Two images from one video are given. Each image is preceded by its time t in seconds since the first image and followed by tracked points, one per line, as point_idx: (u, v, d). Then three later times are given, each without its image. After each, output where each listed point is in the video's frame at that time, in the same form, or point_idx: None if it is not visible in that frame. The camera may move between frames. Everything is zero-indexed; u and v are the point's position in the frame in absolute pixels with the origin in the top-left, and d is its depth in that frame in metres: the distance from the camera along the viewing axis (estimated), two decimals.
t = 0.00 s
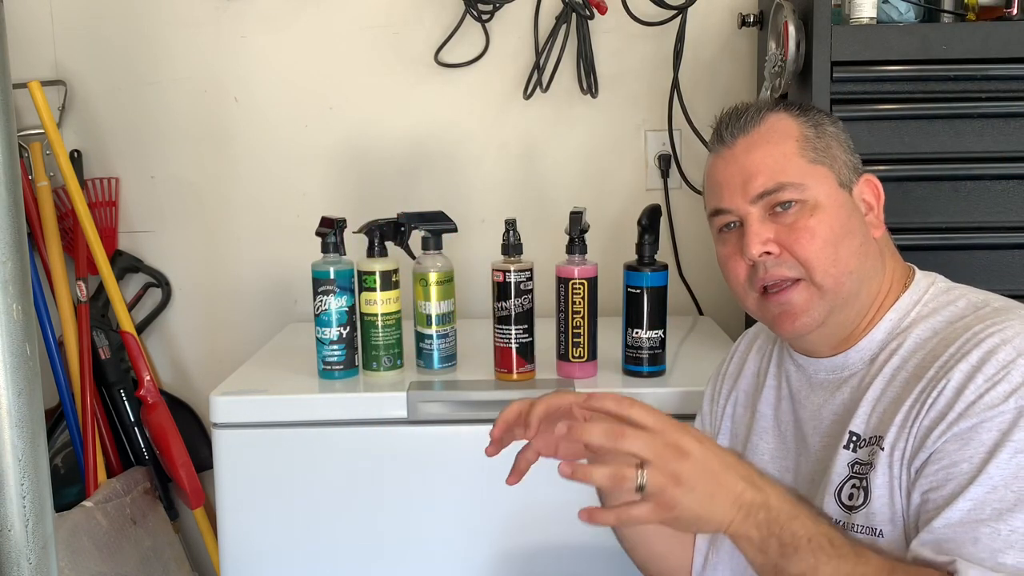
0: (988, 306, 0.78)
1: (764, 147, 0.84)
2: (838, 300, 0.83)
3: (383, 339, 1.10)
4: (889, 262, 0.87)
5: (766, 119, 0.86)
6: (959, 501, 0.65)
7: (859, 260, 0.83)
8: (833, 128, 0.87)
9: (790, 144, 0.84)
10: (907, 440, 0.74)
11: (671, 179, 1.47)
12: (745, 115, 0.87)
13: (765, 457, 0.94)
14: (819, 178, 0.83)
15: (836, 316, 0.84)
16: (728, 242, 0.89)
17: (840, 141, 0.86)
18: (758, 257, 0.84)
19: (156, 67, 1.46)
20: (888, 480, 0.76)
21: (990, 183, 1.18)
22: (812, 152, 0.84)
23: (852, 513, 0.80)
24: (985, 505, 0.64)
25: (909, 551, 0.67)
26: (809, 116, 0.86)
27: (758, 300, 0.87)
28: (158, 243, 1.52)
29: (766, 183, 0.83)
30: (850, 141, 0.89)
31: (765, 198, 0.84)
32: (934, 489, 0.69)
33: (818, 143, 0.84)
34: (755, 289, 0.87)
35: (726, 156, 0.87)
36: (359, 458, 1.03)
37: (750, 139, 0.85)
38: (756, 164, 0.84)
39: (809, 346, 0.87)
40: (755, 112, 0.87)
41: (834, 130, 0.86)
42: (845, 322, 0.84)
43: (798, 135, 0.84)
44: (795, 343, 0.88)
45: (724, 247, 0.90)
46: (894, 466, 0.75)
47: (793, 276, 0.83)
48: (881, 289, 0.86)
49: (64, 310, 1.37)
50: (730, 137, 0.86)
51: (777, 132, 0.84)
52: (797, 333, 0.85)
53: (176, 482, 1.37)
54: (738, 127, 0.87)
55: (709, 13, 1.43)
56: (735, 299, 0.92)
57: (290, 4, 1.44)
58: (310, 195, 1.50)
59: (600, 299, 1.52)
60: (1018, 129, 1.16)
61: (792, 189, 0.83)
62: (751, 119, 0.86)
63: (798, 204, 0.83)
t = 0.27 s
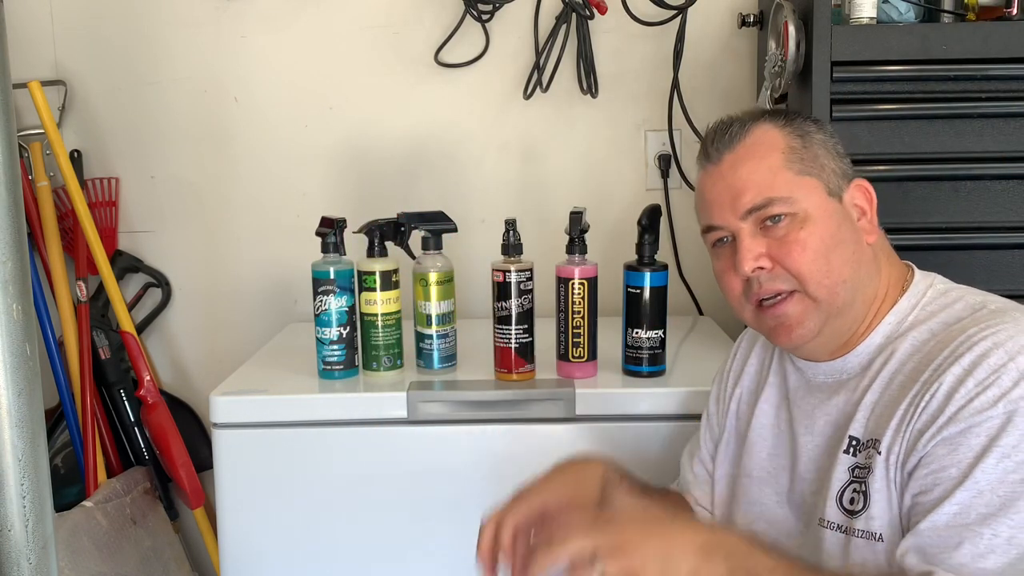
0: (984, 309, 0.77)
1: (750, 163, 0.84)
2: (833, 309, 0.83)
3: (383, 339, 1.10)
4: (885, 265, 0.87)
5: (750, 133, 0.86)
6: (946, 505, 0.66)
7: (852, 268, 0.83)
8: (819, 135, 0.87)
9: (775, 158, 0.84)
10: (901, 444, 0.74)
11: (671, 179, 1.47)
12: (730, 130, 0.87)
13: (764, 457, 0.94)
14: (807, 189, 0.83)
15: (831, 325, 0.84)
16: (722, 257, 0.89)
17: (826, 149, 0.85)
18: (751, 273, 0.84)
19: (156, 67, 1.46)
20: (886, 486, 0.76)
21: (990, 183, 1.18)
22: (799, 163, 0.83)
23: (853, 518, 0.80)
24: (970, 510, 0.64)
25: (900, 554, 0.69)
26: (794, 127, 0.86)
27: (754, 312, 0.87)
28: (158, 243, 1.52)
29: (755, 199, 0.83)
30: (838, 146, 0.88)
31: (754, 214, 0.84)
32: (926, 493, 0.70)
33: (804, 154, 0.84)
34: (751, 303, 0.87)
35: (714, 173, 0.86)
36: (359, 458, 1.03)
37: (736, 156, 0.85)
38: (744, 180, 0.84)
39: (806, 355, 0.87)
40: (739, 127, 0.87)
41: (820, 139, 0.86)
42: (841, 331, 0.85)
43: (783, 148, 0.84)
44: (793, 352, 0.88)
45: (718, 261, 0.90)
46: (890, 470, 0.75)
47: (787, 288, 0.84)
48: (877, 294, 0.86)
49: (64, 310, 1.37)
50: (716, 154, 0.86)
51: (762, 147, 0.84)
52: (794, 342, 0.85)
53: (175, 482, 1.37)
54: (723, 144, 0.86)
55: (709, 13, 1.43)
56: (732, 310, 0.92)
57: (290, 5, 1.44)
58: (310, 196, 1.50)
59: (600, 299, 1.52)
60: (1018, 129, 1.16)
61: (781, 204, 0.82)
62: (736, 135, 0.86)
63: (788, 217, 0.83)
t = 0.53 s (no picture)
0: (984, 311, 0.77)
1: (757, 155, 0.84)
2: (834, 305, 0.83)
3: (383, 339, 1.10)
4: (887, 265, 0.86)
5: (758, 127, 0.86)
6: (949, 513, 0.67)
7: (855, 266, 0.83)
8: (827, 133, 0.87)
9: (783, 152, 0.84)
10: (903, 450, 0.74)
11: (671, 179, 1.47)
12: (738, 123, 0.87)
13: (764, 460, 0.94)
14: (813, 184, 0.83)
15: (832, 322, 0.84)
16: (724, 250, 0.89)
17: (834, 146, 0.85)
18: (753, 266, 0.84)
19: (156, 67, 1.46)
20: (890, 493, 0.76)
21: (990, 183, 1.18)
22: (806, 158, 0.84)
23: (856, 524, 0.80)
24: (974, 517, 0.65)
25: (905, 562, 0.70)
26: (803, 122, 0.86)
27: (754, 306, 0.87)
28: (158, 243, 1.52)
29: (760, 191, 0.83)
30: (846, 144, 0.88)
31: (759, 207, 0.84)
32: (929, 499, 0.70)
33: (812, 149, 0.84)
34: (752, 297, 0.87)
35: (720, 164, 0.87)
36: (359, 458, 1.02)
37: (743, 148, 0.85)
38: (750, 172, 0.84)
39: (807, 351, 0.87)
40: (748, 119, 0.87)
41: (828, 136, 0.86)
42: (842, 327, 0.84)
43: (790, 142, 0.84)
44: (794, 348, 0.88)
45: (720, 255, 0.90)
46: (893, 477, 0.76)
47: (789, 283, 0.83)
48: (879, 293, 0.85)
49: (63, 310, 1.37)
50: (724, 145, 0.86)
51: (770, 139, 0.84)
52: (794, 339, 0.85)
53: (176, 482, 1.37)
54: (731, 135, 0.87)
55: (709, 13, 1.43)
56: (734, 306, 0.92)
57: (290, 4, 1.44)
58: (310, 196, 1.50)
59: (600, 298, 1.52)
60: (1018, 129, 1.16)
61: (786, 197, 0.83)
62: (745, 127, 0.86)
63: (793, 211, 0.83)
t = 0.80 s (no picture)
0: (983, 311, 0.77)
1: (759, 150, 0.84)
2: (835, 302, 0.83)
3: (383, 339, 1.10)
4: (888, 264, 0.86)
5: (761, 123, 0.86)
6: (946, 513, 0.67)
7: (857, 263, 0.83)
8: (829, 131, 0.87)
9: (785, 148, 0.84)
10: (901, 450, 0.74)
11: (671, 179, 1.47)
12: (741, 119, 0.88)
13: (764, 460, 0.94)
14: (815, 180, 0.83)
15: (833, 319, 0.84)
16: (725, 246, 0.89)
17: (836, 144, 0.86)
18: (755, 260, 0.84)
19: (156, 67, 1.46)
20: (888, 493, 0.76)
21: (990, 183, 1.18)
22: (808, 154, 0.84)
23: (854, 524, 0.80)
24: (971, 517, 0.65)
25: (903, 562, 0.70)
26: (806, 120, 0.87)
27: (755, 303, 0.87)
28: (158, 243, 1.52)
29: (763, 186, 0.84)
30: (847, 143, 0.89)
31: (761, 201, 0.84)
32: (927, 499, 0.70)
33: (814, 146, 0.85)
34: (753, 293, 0.87)
35: (723, 159, 0.87)
36: (359, 458, 1.02)
37: (746, 143, 0.86)
38: (753, 167, 0.84)
39: (808, 349, 0.87)
40: (751, 116, 0.88)
41: (830, 134, 0.87)
42: (843, 324, 0.84)
43: (793, 138, 0.85)
44: (794, 346, 0.88)
45: (722, 251, 0.90)
46: (891, 477, 0.76)
47: (790, 279, 0.83)
48: (880, 292, 0.85)
49: (64, 310, 1.37)
50: (726, 140, 0.87)
51: (772, 135, 0.85)
52: (795, 336, 0.85)
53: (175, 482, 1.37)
54: (734, 131, 0.87)
55: (709, 13, 1.43)
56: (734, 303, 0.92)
57: (290, 4, 1.44)
58: (310, 196, 1.50)
59: (600, 298, 1.52)
60: (1018, 129, 1.16)
61: (788, 191, 0.83)
62: (747, 123, 0.87)
63: (795, 206, 0.83)
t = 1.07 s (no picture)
0: (983, 310, 0.77)
1: (759, 148, 0.85)
2: (834, 301, 0.83)
3: (383, 339, 1.10)
4: (887, 264, 0.86)
5: (761, 122, 0.86)
6: (944, 511, 0.67)
7: (856, 261, 0.83)
8: (828, 131, 0.87)
9: (784, 146, 0.84)
10: (900, 449, 0.74)
11: (671, 179, 1.47)
12: (740, 118, 0.88)
13: (763, 458, 0.94)
14: (815, 179, 0.83)
15: (832, 318, 0.84)
16: (724, 245, 0.89)
17: (835, 143, 0.86)
18: (754, 258, 0.84)
19: (156, 67, 1.46)
20: (886, 491, 0.76)
21: (990, 183, 1.18)
22: (808, 152, 0.84)
23: (853, 522, 0.80)
24: (970, 515, 0.65)
25: (901, 561, 0.70)
26: (805, 119, 0.87)
27: (753, 301, 0.87)
28: (158, 243, 1.52)
29: (762, 184, 0.84)
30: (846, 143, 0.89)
31: (760, 199, 0.84)
32: (926, 497, 0.70)
33: (813, 145, 0.85)
34: (752, 291, 0.87)
35: (722, 158, 0.87)
36: (360, 458, 1.02)
37: (746, 142, 0.86)
38: (752, 164, 0.84)
39: (806, 348, 0.87)
40: (751, 115, 0.88)
41: (829, 134, 0.87)
42: (841, 323, 0.84)
43: (793, 137, 0.85)
44: (792, 345, 0.88)
45: (720, 250, 0.89)
46: (890, 476, 0.76)
47: (790, 277, 0.83)
48: (878, 292, 0.85)
49: (64, 310, 1.37)
50: (726, 139, 0.87)
51: (772, 133, 0.85)
52: (794, 334, 0.85)
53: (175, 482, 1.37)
54: (733, 130, 0.87)
55: (709, 13, 1.43)
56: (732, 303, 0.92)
57: (290, 4, 1.44)
58: (310, 196, 1.50)
59: (600, 298, 1.52)
60: (1018, 129, 1.16)
61: (787, 189, 0.83)
62: (747, 121, 0.87)
63: (795, 204, 0.83)
